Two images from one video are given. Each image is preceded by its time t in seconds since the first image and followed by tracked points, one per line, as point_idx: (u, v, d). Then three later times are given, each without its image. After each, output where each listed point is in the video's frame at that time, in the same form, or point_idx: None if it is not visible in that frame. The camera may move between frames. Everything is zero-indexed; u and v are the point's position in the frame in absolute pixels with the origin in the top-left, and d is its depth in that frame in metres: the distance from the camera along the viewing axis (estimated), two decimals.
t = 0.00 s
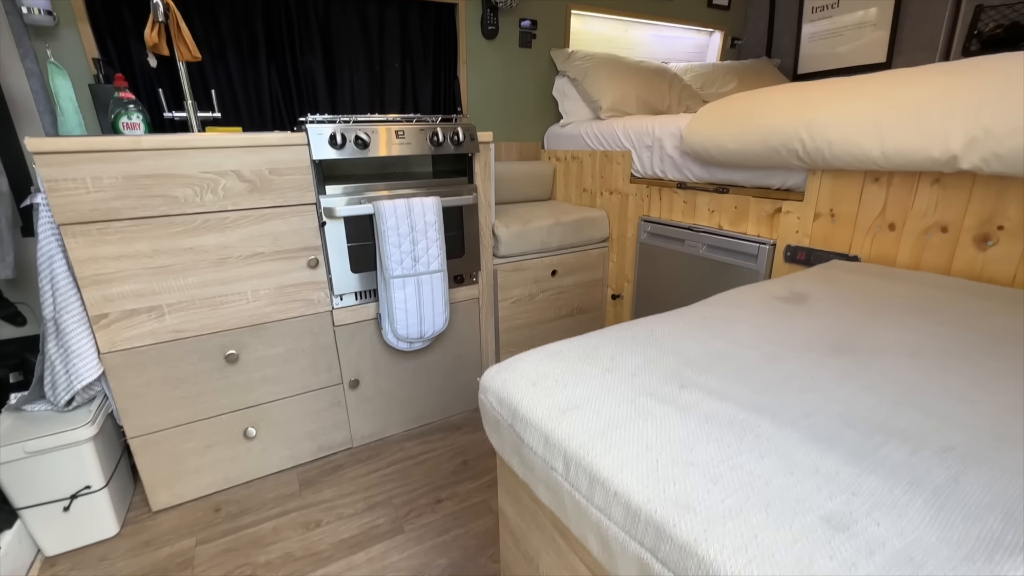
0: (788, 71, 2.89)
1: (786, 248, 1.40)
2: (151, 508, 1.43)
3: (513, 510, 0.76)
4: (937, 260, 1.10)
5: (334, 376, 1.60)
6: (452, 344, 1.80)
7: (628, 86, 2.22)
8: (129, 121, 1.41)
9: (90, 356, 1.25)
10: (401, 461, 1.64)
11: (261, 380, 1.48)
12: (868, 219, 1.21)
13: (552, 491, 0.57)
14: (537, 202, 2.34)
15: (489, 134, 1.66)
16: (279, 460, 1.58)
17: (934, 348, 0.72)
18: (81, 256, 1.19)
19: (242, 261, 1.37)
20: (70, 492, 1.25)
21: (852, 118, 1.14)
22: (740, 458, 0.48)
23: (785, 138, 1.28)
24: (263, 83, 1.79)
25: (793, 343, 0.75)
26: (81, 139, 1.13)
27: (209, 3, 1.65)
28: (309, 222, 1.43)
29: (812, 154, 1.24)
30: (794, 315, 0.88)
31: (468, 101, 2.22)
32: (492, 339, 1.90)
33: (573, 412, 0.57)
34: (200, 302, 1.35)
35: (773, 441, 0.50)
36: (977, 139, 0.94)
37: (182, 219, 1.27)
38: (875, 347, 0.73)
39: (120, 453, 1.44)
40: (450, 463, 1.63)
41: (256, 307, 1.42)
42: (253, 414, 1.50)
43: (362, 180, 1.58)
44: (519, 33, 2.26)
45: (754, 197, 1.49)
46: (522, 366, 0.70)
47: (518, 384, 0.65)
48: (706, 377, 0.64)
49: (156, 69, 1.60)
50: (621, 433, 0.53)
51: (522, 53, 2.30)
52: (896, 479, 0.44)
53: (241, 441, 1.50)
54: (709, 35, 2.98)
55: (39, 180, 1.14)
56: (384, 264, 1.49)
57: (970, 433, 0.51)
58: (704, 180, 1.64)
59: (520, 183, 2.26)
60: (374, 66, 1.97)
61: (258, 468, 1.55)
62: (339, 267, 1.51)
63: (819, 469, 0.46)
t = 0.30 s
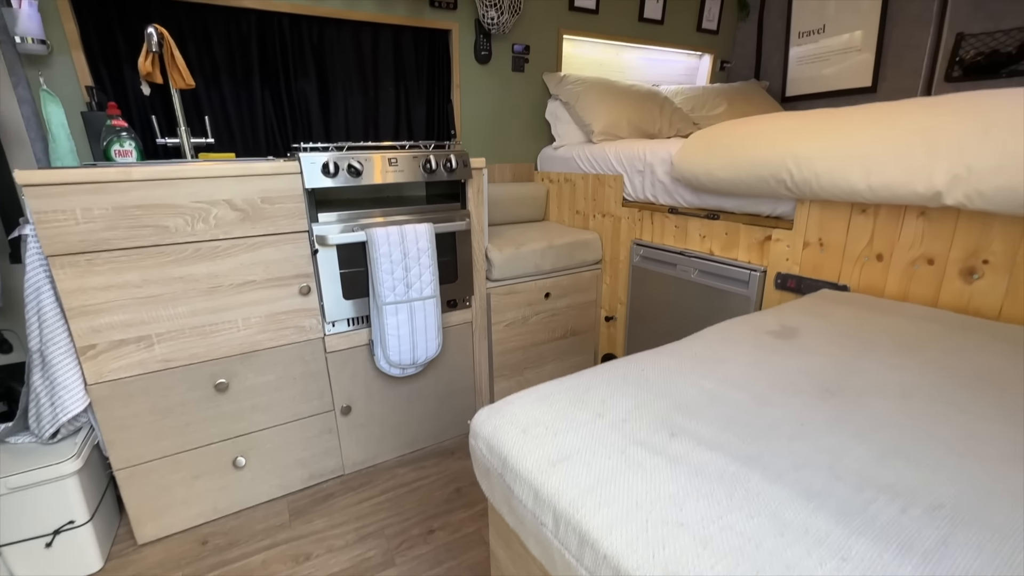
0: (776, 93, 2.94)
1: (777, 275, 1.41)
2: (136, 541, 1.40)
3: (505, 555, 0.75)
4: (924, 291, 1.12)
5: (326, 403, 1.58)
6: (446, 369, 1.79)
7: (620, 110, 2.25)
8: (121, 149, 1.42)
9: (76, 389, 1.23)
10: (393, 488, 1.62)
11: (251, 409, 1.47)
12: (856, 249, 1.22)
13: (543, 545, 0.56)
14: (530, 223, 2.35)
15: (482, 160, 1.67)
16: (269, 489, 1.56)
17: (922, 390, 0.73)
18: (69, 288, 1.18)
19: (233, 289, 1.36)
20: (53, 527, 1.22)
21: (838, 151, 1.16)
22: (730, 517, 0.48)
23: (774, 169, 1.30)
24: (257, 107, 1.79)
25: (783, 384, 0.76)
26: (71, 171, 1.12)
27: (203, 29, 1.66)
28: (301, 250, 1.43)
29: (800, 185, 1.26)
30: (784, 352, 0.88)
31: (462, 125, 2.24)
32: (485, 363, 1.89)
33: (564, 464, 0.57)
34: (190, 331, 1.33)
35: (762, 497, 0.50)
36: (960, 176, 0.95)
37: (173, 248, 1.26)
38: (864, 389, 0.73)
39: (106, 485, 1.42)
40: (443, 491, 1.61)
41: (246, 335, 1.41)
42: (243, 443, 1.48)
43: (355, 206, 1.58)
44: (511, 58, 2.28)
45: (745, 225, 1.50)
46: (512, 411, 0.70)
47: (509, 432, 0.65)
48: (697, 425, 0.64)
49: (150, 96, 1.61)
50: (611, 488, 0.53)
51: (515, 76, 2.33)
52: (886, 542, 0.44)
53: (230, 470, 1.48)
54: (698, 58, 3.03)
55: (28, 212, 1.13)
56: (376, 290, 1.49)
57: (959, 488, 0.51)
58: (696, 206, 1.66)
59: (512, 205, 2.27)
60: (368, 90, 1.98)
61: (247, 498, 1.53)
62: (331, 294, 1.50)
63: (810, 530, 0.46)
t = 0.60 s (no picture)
0: (766, 114, 2.99)
1: (769, 301, 1.43)
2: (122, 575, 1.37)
3: None
4: (914, 320, 1.13)
5: (318, 429, 1.57)
6: (439, 393, 1.78)
7: (612, 133, 2.27)
8: (115, 175, 1.43)
9: (63, 420, 1.22)
10: (386, 516, 1.60)
11: (242, 437, 1.45)
12: (846, 277, 1.23)
13: None
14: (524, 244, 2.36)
15: (476, 185, 1.68)
16: (258, 518, 1.53)
17: (912, 429, 0.73)
18: (58, 318, 1.17)
19: (224, 317, 1.35)
20: (36, 562, 1.20)
21: (825, 183, 1.18)
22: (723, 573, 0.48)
23: (763, 198, 1.32)
24: (252, 133, 1.81)
25: (774, 423, 0.76)
26: (63, 202, 1.12)
27: (199, 56, 1.68)
28: (294, 276, 1.43)
29: (789, 214, 1.28)
30: (775, 386, 0.88)
31: (457, 147, 2.26)
32: (480, 386, 1.88)
33: (557, 514, 0.57)
34: (181, 360, 1.32)
35: (755, 550, 0.50)
36: (945, 211, 0.97)
37: (165, 277, 1.26)
38: (855, 428, 0.74)
39: (92, 516, 1.39)
40: (437, 518, 1.59)
41: (238, 362, 1.40)
42: (233, 471, 1.46)
43: (349, 231, 1.58)
44: (505, 82, 2.31)
45: (736, 250, 1.52)
46: (505, 454, 0.70)
47: (502, 477, 0.65)
48: (689, 469, 0.64)
49: (145, 124, 1.62)
50: (604, 541, 0.52)
51: (509, 100, 2.36)
52: None
53: (219, 500, 1.46)
54: (689, 80, 3.08)
55: (19, 243, 1.12)
56: (370, 317, 1.48)
57: (950, 540, 0.51)
58: (688, 231, 1.67)
59: (506, 226, 2.29)
60: (363, 115, 2.00)
61: (237, 528, 1.50)
62: (324, 320, 1.50)
63: None
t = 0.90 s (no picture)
0: (756, 133, 3.04)
1: (762, 324, 1.44)
2: None
3: None
4: (904, 345, 1.14)
5: (312, 454, 1.56)
6: (434, 415, 1.78)
7: (606, 154, 2.30)
8: (109, 201, 1.45)
9: (52, 451, 1.20)
10: (380, 542, 1.58)
11: (234, 463, 1.43)
12: (837, 301, 1.25)
13: None
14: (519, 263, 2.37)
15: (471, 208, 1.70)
16: (250, 546, 1.51)
17: (904, 462, 0.73)
18: (49, 347, 1.16)
19: (218, 343, 1.35)
20: None
21: (815, 209, 1.20)
22: None
23: (754, 223, 1.34)
24: (248, 156, 1.82)
25: (768, 456, 0.76)
26: (57, 231, 1.12)
27: (196, 81, 1.69)
28: (289, 301, 1.43)
29: (780, 239, 1.29)
30: (768, 417, 0.88)
31: (452, 167, 2.27)
32: (475, 408, 1.88)
33: (551, 556, 0.57)
34: (173, 387, 1.31)
35: None
36: (932, 240, 0.99)
37: (158, 304, 1.26)
38: (848, 461, 0.74)
39: (80, 547, 1.37)
40: (432, 544, 1.57)
41: (231, 388, 1.39)
42: (225, 499, 1.44)
43: (345, 255, 1.59)
44: (499, 105, 2.34)
45: (729, 273, 1.53)
46: (499, 490, 0.70)
47: (496, 515, 0.65)
48: (684, 507, 0.64)
49: (141, 149, 1.63)
50: None
51: (504, 121, 2.39)
52: None
53: (210, 528, 1.43)
54: (681, 100, 3.14)
55: (11, 273, 1.12)
56: (364, 341, 1.48)
57: None
58: (681, 253, 1.68)
59: (500, 245, 2.30)
60: (359, 138, 2.02)
61: (228, 556, 1.48)
62: (319, 344, 1.49)
63: None
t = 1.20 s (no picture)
0: (748, 151, 3.08)
1: (756, 346, 1.45)
2: None
3: None
4: (895, 370, 1.15)
5: (306, 479, 1.54)
6: (430, 437, 1.77)
7: (600, 174, 2.33)
8: (105, 227, 1.45)
9: (42, 481, 1.19)
10: (374, 568, 1.56)
11: (227, 489, 1.42)
12: (828, 326, 1.26)
13: None
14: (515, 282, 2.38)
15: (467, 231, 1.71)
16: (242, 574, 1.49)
17: (896, 495, 0.74)
18: (42, 376, 1.16)
19: (213, 369, 1.35)
20: None
21: (805, 235, 1.22)
22: None
23: (746, 248, 1.35)
24: (245, 179, 1.83)
25: (761, 489, 0.76)
26: (52, 260, 1.12)
27: (194, 106, 1.71)
28: (284, 325, 1.43)
29: (772, 264, 1.31)
30: (762, 447, 0.89)
31: (447, 188, 2.30)
32: (471, 429, 1.87)
33: None
34: (167, 413, 1.31)
35: None
36: (919, 268, 1.01)
37: (153, 330, 1.26)
38: (839, 494, 0.74)
39: None
40: (426, 569, 1.55)
41: (225, 414, 1.39)
42: (217, 526, 1.42)
43: (341, 278, 1.59)
44: (495, 126, 2.37)
45: (723, 295, 1.54)
46: (492, 527, 0.70)
47: (490, 553, 0.65)
48: (678, 544, 0.64)
49: (138, 174, 1.64)
50: None
51: (500, 142, 2.42)
52: None
53: (202, 556, 1.41)
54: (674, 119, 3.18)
55: (5, 301, 1.12)
56: (360, 365, 1.48)
57: None
58: (676, 275, 1.69)
59: (496, 264, 2.31)
60: (356, 160, 2.05)
61: None
62: (314, 368, 1.49)
63: None
